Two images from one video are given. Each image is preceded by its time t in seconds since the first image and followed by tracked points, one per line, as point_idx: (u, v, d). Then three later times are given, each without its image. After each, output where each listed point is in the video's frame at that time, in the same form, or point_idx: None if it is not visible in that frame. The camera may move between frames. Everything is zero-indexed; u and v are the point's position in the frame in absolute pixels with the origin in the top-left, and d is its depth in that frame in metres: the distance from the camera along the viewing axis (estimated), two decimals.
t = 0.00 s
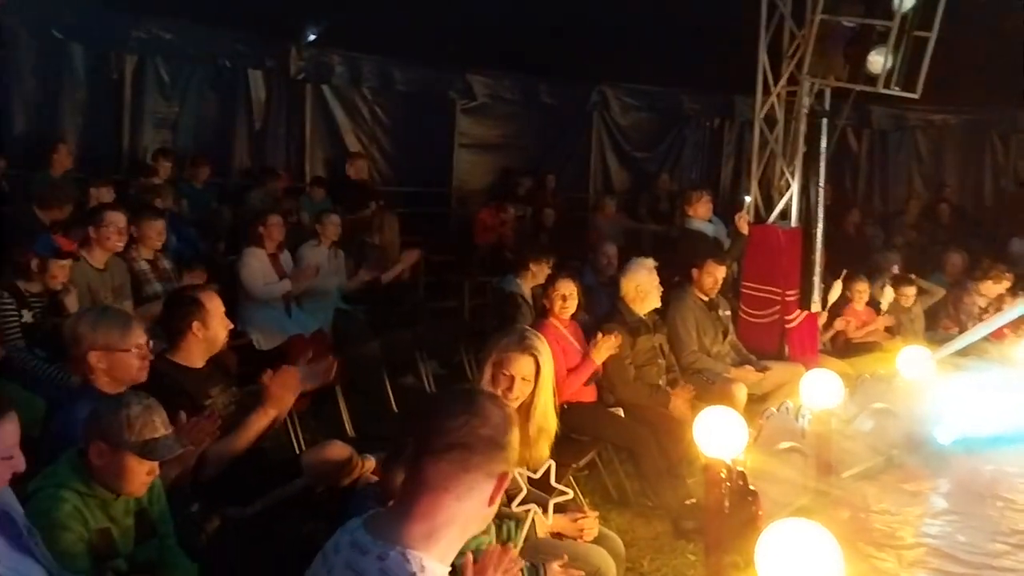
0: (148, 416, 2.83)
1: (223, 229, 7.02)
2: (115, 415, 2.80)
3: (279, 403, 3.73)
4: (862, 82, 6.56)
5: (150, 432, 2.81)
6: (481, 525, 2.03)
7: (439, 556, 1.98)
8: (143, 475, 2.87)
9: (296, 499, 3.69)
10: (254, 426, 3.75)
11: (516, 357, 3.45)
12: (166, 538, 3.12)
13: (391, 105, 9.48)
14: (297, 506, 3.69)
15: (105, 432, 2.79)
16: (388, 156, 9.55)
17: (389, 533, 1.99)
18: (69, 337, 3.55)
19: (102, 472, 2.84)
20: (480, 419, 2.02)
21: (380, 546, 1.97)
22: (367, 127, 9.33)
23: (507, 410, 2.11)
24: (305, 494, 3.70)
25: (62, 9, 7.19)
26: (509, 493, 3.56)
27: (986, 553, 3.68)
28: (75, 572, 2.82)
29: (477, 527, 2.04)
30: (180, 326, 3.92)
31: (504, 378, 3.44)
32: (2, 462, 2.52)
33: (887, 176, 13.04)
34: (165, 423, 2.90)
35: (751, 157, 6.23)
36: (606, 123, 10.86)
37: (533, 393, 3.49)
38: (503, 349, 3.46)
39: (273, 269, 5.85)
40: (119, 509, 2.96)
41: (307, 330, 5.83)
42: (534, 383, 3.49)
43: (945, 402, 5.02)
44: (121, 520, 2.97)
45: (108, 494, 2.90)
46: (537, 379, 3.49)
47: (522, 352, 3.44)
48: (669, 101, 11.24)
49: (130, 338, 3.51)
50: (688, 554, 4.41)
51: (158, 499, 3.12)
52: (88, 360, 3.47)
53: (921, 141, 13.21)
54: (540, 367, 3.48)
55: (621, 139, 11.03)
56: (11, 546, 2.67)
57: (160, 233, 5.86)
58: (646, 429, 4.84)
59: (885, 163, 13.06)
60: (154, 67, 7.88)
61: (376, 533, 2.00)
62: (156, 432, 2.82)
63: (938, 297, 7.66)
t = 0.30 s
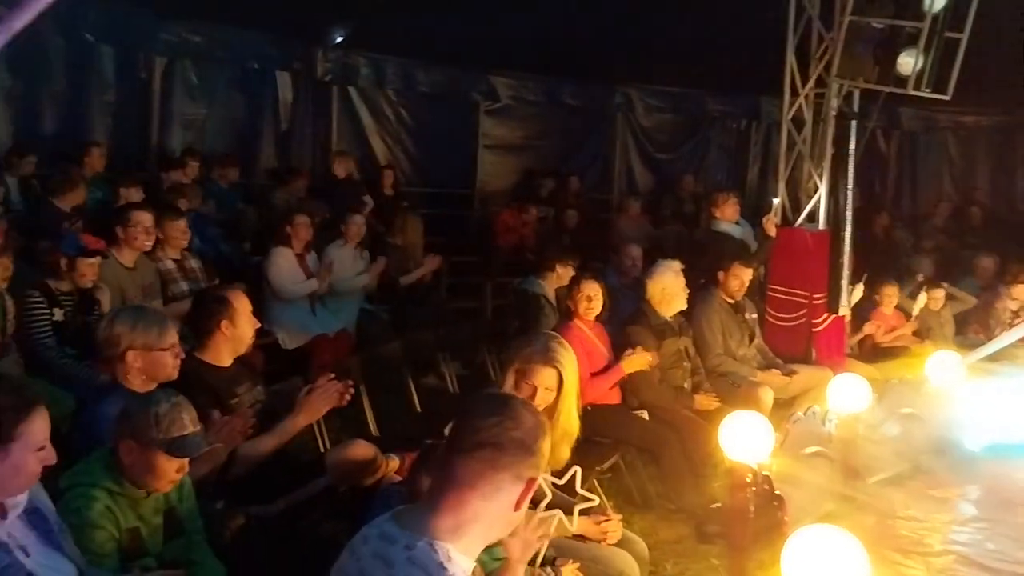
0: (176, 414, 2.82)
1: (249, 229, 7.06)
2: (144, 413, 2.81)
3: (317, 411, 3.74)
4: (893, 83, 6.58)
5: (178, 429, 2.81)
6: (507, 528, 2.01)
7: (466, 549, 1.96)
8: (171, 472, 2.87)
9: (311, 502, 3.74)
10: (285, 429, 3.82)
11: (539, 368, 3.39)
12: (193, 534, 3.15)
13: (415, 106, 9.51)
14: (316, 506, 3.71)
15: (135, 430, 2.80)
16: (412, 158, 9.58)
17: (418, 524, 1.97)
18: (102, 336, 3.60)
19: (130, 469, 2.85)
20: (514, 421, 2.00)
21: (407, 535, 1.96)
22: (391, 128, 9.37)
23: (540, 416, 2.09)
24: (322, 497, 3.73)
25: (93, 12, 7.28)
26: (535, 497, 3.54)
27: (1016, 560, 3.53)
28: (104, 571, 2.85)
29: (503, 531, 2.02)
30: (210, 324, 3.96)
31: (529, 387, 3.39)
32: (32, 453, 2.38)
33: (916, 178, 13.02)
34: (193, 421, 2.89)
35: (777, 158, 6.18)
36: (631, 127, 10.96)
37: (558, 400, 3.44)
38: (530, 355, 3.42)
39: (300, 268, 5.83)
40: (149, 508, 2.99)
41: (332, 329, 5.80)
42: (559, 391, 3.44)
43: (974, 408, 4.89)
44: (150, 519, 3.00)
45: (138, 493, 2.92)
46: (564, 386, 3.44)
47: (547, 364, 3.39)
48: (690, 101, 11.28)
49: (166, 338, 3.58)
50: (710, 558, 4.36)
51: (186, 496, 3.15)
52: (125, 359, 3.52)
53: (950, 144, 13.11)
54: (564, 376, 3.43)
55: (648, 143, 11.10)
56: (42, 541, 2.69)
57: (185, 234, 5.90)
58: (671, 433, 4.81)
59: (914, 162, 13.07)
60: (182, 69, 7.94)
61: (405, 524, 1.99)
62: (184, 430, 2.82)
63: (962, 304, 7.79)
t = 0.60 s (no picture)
0: (193, 409, 2.85)
1: (270, 229, 7.11)
2: (160, 408, 2.82)
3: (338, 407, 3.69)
4: (915, 85, 6.55)
5: (195, 424, 2.83)
6: (522, 532, 2.06)
7: (485, 545, 2.00)
8: (188, 465, 2.89)
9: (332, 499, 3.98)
10: (303, 427, 3.78)
11: (559, 369, 3.37)
12: (211, 532, 3.18)
13: (435, 107, 9.55)
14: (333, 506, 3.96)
15: (153, 424, 2.81)
16: (432, 159, 9.63)
17: (437, 518, 2.01)
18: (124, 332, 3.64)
19: (149, 464, 2.86)
20: (535, 426, 2.07)
21: (427, 528, 2.00)
22: (410, 129, 9.42)
23: (561, 426, 2.16)
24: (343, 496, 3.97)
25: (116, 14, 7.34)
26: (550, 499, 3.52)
27: None
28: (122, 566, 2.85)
29: (518, 535, 2.06)
30: (231, 323, 3.99)
31: (547, 389, 3.38)
32: (43, 445, 2.41)
33: (939, 180, 12.90)
34: (210, 416, 2.92)
35: (797, 159, 6.12)
36: (650, 127, 10.96)
37: (576, 401, 3.42)
38: (549, 358, 3.39)
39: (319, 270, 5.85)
40: (166, 502, 2.99)
41: (351, 329, 5.88)
42: (576, 395, 3.42)
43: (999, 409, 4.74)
44: (167, 514, 3.00)
45: (156, 487, 2.93)
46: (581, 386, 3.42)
47: (568, 364, 3.36)
48: (713, 102, 11.21)
49: (188, 337, 3.62)
50: (728, 562, 4.34)
51: (204, 492, 3.16)
52: (146, 357, 3.55)
53: (974, 146, 12.98)
54: (583, 376, 3.41)
55: (665, 143, 11.08)
56: (62, 536, 2.72)
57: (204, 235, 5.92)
58: (688, 433, 4.78)
59: (938, 165, 12.92)
60: (205, 69, 8.00)
61: (424, 519, 2.03)
62: (201, 424, 2.85)
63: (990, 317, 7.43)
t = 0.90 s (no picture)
0: (215, 407, 2.89)
1: (290, 229, 7.16)
2: (183, 406, 2.87)
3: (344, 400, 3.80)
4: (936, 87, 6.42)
5: (216, 422, 2.87)
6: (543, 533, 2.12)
7: (506, 540, 2.05)
8: (208, 465, 2.94)
9: (351, 497, 3.92)
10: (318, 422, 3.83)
11: (579, 374, 3.36)
12: (230, 529, 3.23)
13: (455, 106, 9.53)
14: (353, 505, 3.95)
15: (174, 421, 2.85)
16: (450, 159, 9.66)
17: (458, 513, 2.05)
18: (145, 331, 3.69)
19: (170, 461, 2.91)
20: (559, 426, 2.10)
21: (450, 523, 2.03)
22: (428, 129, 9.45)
23: (583, 429, 2.21)
24: (361, 493, 3.91)
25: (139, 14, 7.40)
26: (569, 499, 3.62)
27: None
28: (140, 557, 2.87)
29: (539, 534, 2.11)
30: (254, 322, 4.03)
31: (567, 393, 3.36)
32: (60, 440, 2.44)
33: (961, 182, 12.80)
34: (231, 415, 2.95)
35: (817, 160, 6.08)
36: (669, 127, 10.85)
37: (596, 406, 3.40)
38: (570, 361, 3.38)
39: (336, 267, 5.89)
40: (186, 499, 3.03)
41: (370, 328, 5.87)
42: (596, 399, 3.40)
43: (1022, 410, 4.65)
44: (187, 510, 3.04)
45: (177, 485, 2.97)
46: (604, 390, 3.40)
47: (589, 370, 3.34)
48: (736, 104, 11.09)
49: (207, 335, 3.65)
50: (746, 563, 4.34)
51: (224, 491, 3.21)
52: (166, 354, 3.60)
53: (997, 147, 12.87)
54: (604, 381, 3.38)
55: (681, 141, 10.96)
56: (82, 532, 2.71)
57: (233, 234, 5.98)
58: (706, 432, 4.75)
59: (959, 166, 12.82)
60: (225, 70, 8.05)
61: (446, 513, 2.06)
62: (222, 423, 2.87)
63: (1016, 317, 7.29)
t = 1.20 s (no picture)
0: (230, 405, 2.92)
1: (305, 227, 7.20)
2: (198, 403, 2.90)
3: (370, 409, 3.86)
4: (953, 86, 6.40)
5: (231, 420, 2.90)
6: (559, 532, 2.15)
7: (521, 535, 2.08)
8: (223, 461, 2.98)
9: (362, 494, 3.96)
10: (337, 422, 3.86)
11: (592, 372, 3.32)
12: (246, 524, 3.25)
13: (470, 108, 9.63)
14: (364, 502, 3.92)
15: (190, 419, 2.89)
16: (464, 159, 9.73)
17: (474, 505, 2.10)
18: (162, 328, 3.73)
19: (187, 457, 2.94)
20: (577, 426, 2.15)
21: (465, 516, 2.08)
22: (442, 128, 9.50)
23: (601, 430, 2.24)
24: (373, 491, 3.94)
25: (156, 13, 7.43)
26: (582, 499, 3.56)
27: None
28: (159, 554, 2.91)
29: (555, 533, 2.14)
30: (270, 321, 4.04)
31: (581, 391, 3.33)
32: (56, 433, 2.42)
33: (980, 184, 12.70)
34: (246, 412, 2.99)
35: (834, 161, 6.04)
36: (686, 127, 10.95)
37: (610, 405, 3.36)
38: (585, 359, 3.34)
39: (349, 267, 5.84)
40: (203, 494, 3.05)
41: (384, 327, 5.89)
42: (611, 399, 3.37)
43: None
44: (204, 506, 3.06)
45: (194, 480, 2.99)
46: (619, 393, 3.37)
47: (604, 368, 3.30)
48: (750, 103, 11.18)
49: (224, 331, 3.71)
50: (759, 564, 4.32)
51: (240, 485, 3.22)
52: (184, 351, 3.64)
53: (1017, 150, 12.77)
54: (619, 380, 3.35)
55: (697, 143, 11.04)
56: (95, 525, 2.72)
57: (258, 232, 5.96)
58: (720, 433, 4.73)
59: (978, 169, 12.72)
60: (241, 70, 8.11)
61: (462, 506, 2.12)
62: (237, 420, 2.92)
63: None
